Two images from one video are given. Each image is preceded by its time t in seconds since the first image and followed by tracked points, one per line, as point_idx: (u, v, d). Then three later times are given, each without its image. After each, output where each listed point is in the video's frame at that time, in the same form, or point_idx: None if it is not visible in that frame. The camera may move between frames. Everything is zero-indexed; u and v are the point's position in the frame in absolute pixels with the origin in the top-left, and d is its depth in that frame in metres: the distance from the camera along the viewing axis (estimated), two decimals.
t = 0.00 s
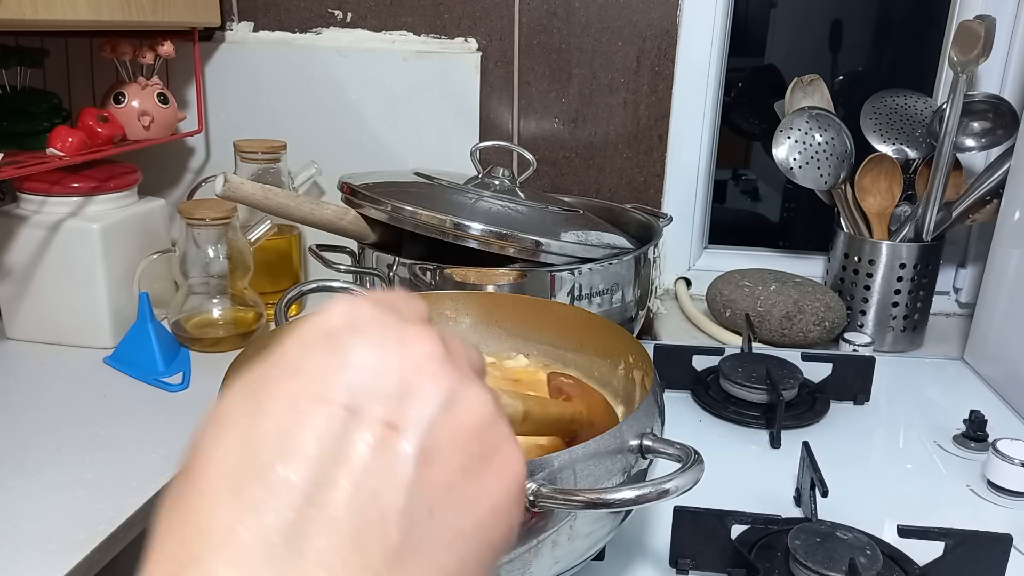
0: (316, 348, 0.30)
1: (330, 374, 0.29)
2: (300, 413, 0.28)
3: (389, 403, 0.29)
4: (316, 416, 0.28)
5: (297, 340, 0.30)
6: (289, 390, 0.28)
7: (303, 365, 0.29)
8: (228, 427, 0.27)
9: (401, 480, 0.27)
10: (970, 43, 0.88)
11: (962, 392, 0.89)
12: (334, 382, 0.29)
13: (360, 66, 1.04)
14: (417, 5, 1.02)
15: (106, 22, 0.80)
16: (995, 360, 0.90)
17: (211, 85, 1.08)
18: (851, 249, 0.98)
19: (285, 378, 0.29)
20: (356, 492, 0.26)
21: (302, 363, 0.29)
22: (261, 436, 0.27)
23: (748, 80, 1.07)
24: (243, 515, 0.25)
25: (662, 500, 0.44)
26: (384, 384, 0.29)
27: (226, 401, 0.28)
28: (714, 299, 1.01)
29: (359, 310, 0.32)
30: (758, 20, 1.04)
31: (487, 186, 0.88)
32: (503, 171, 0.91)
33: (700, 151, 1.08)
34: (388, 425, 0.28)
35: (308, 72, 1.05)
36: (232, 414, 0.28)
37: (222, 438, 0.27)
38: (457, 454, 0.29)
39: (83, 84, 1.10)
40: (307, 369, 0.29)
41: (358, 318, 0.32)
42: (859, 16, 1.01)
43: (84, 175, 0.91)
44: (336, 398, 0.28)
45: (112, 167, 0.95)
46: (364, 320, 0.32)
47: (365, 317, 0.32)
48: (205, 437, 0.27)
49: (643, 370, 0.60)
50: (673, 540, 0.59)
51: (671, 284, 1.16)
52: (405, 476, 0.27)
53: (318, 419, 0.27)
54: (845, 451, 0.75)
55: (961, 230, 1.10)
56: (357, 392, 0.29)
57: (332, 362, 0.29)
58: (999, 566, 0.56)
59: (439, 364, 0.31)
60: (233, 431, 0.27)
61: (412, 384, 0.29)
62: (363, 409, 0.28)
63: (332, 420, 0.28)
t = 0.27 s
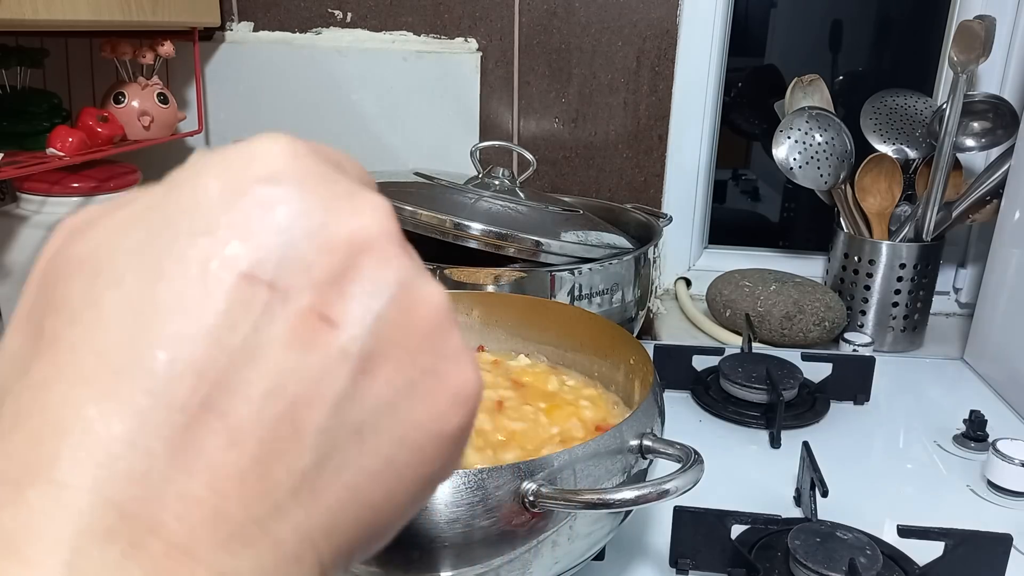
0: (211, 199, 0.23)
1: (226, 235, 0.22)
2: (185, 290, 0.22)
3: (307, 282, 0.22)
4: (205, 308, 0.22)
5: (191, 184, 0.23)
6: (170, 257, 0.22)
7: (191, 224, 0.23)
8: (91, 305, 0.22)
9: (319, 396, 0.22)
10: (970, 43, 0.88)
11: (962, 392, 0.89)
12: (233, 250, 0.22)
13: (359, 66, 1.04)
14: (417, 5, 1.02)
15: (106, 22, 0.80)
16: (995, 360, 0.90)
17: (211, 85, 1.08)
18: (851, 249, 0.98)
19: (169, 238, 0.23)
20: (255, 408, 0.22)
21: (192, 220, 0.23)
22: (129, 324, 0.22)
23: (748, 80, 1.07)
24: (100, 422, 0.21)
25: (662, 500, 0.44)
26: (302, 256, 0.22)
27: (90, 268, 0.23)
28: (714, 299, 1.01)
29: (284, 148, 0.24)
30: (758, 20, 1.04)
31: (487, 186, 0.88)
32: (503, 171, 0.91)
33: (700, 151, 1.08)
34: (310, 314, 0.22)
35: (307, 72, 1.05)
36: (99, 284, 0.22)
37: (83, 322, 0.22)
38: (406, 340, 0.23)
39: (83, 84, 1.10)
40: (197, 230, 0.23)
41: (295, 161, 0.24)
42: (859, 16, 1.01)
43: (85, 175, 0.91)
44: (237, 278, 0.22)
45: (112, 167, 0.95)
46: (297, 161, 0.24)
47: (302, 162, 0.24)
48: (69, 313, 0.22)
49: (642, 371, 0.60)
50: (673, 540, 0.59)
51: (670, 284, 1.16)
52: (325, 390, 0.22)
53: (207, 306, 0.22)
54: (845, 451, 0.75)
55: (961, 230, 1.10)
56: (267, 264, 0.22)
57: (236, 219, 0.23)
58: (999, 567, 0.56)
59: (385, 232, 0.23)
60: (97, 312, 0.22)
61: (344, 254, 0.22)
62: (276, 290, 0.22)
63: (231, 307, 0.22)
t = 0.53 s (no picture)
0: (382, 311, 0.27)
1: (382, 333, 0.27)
2: (343, 382, 0.25)
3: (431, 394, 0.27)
4: (352, 400, 0.25)
5: (357, 290, 0.27)
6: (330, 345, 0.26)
7: (361, 320, 0.26)
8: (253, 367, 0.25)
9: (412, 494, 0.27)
10: (970, 43, 0.88)
11: (962, 393, 0.89)
12: (384, 360, 0.26)
13: (359, 66, 1.04)
14: (416, 5, 1.02)
15: (106, 22, 0.80)
16: (995, 360, 0.90)
17: (211, 85, 1.08)
18: (851, 249, 0.98)
19: (333, 322, 0.26)
20: (376, 499, 0.26)
21: (360, 321, 0.26)
22: (290, 397, 0.25)
23: (748, 80, 1.07)
24: (240, 467, 0.23)
25: (662, 500, 0.44)
26: (441, 383, 0.27)
27: (257, 334, 0.25)
28: (714, 299, 1.01)
29: (447, 282, 0.28)
30: (758, 20, 1.04)
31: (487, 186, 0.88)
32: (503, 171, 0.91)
33: (700, 151, 1.08)
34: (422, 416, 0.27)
35: (308, 73, 1.05)
36: (267, 352, 0.25)
37: (246, 379, 0.25)
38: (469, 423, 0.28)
39: (83, 84, 1.10)
40: (365, 328, 0.26)
41: (416, 291, 0.28)
42: (859, 16, 1.01)
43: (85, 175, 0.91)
44: (383, 395, 0.26)
45: (112, 167, 0.95)
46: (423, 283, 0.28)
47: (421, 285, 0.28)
48: (236, 370, 0.25)
49: (642, 371, 0.60)
50: (673, 540, 0.59)
51: (671, 284, 1.16)
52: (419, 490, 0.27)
53: (356, 404, 0.25)
54: (845, 451, 0.75)
55: (961, 230, 1.10)
56: (405, 373, 0.27)
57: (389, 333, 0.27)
58: (999, 566, 0.56)
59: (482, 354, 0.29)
60: (263, 376, 0.25)
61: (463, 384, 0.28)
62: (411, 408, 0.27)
63: (375, 418, 0.26)
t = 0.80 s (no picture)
0: None
1: None
2: None
3: None
4: None
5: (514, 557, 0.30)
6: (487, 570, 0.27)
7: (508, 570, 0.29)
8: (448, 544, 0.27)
9: None
10: (969, 43, 0.88)
11: (962, 393, 0.88)
12: None
13: (359, 66, 1.04)
14: (417, 5, 1.02)
15: (106, 22, 0.80)
16: (995, 360, 0.90)
17: (211, 85, 1.08)
18: (851, 249, 0.98)
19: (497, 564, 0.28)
20: None
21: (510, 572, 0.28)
22: None
23: (748, 80, 1.07)
24: None
25: (662, 500, 0.44)
26: None
27: (462, 526, 0.27)
28: (714, 299, 1.01)
29: None
30: (758, 20, 1.04)
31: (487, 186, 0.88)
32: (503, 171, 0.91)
33: (700, 151, 1.08)
34: None
35: (308, 73, 1.05)
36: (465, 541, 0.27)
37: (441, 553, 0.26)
38: None
39: (83, 84, 1.10)
40: None
41: None
42: (859, 16, 1.01)
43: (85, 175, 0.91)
44: None
45: (112, 167, 0.95)
46: None
47: None
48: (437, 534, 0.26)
49: (642, 371, 0.60)
50: (673, 540, 0.59)
51: (670, 284, 1.16)
52: None
53: None
54: (845, 451, 0.75)
55: (961, 229, 1.10)
56: None
57: None
58: (999, 567, 0.56)
59: None
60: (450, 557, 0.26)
61: None
62: None
63: None
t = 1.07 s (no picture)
0: (476, 471, 0.24)
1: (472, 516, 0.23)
2: (433, 541, 0.22)
3: None
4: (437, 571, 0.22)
5: (457, 449, 0.24)
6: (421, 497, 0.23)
7: (450, 482, 0.23)
8: (357, 500, 0.22)
9: None
10: (969, 43, 0.88)
11: (962, 393, 0.89)
12: (466, 532, 0.23)
13: (359, 66, 1.04)
14: (417, 5, 1.02)
15: (106, 22, 0.80)
16: (995, 360, 0.90)
17: (211, 85, 1.08)
18: (851, 249, 0.98)
19: (428, 484, 0.23)
20: None
21: (447, 482, 0.23)
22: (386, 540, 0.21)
23: (748, 80, 1.07)
24: None
25: (662, 500, 0.44)
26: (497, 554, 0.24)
27: (365, 472, 0.22)
28: (714, 299, 1.02)
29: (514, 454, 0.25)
30: (758, 20, 1.04)
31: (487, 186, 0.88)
32: (503, 171, 0.91)
33: (700, 151, 1.08)
34: None
35: (307, 73, 1.05)
36: (372, 490, 0.22)
37: (352, 511, 0.21)
38: None
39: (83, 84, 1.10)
40: (448, 493, 0.23)
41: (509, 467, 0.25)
42: (859, 16, 1.01)
43: (85, 175, 0.91)
44: (457, 557, 0.23)
45: (112, 167, 0.95)
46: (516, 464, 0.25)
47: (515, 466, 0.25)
48: (341, 498, 0.22)
49: (643, 372, 0.60)
50: (673, 540, 0.59)
51: (670, 284, 1.16)
52: None
53: None
54: (845, 451, 0.75)
55: (961, 229, 1.10)
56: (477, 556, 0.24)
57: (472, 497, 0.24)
58: (999, 567, 0.56)
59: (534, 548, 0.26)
60: (367, 515, 0.21)
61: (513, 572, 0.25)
62: None
63: None
